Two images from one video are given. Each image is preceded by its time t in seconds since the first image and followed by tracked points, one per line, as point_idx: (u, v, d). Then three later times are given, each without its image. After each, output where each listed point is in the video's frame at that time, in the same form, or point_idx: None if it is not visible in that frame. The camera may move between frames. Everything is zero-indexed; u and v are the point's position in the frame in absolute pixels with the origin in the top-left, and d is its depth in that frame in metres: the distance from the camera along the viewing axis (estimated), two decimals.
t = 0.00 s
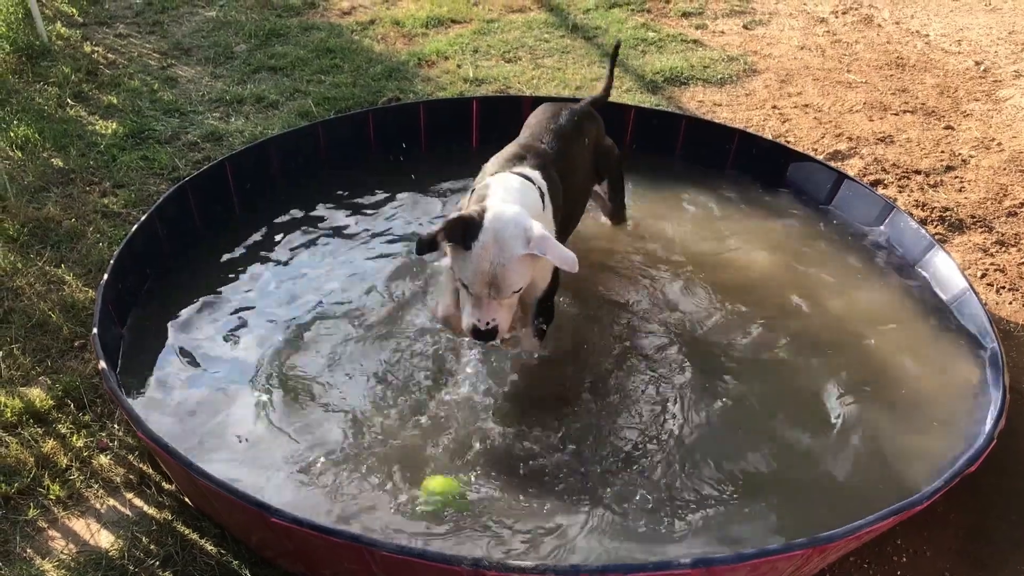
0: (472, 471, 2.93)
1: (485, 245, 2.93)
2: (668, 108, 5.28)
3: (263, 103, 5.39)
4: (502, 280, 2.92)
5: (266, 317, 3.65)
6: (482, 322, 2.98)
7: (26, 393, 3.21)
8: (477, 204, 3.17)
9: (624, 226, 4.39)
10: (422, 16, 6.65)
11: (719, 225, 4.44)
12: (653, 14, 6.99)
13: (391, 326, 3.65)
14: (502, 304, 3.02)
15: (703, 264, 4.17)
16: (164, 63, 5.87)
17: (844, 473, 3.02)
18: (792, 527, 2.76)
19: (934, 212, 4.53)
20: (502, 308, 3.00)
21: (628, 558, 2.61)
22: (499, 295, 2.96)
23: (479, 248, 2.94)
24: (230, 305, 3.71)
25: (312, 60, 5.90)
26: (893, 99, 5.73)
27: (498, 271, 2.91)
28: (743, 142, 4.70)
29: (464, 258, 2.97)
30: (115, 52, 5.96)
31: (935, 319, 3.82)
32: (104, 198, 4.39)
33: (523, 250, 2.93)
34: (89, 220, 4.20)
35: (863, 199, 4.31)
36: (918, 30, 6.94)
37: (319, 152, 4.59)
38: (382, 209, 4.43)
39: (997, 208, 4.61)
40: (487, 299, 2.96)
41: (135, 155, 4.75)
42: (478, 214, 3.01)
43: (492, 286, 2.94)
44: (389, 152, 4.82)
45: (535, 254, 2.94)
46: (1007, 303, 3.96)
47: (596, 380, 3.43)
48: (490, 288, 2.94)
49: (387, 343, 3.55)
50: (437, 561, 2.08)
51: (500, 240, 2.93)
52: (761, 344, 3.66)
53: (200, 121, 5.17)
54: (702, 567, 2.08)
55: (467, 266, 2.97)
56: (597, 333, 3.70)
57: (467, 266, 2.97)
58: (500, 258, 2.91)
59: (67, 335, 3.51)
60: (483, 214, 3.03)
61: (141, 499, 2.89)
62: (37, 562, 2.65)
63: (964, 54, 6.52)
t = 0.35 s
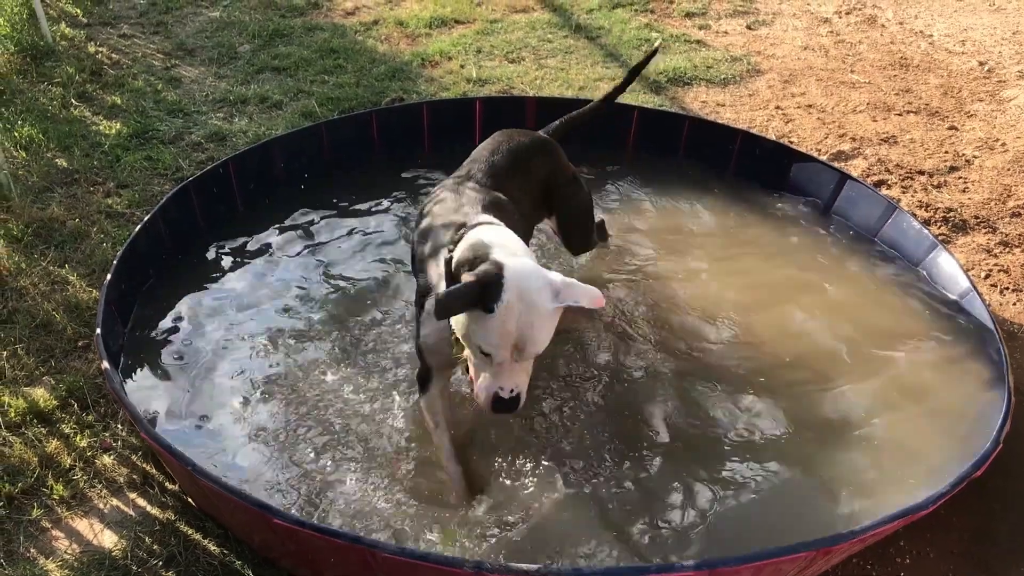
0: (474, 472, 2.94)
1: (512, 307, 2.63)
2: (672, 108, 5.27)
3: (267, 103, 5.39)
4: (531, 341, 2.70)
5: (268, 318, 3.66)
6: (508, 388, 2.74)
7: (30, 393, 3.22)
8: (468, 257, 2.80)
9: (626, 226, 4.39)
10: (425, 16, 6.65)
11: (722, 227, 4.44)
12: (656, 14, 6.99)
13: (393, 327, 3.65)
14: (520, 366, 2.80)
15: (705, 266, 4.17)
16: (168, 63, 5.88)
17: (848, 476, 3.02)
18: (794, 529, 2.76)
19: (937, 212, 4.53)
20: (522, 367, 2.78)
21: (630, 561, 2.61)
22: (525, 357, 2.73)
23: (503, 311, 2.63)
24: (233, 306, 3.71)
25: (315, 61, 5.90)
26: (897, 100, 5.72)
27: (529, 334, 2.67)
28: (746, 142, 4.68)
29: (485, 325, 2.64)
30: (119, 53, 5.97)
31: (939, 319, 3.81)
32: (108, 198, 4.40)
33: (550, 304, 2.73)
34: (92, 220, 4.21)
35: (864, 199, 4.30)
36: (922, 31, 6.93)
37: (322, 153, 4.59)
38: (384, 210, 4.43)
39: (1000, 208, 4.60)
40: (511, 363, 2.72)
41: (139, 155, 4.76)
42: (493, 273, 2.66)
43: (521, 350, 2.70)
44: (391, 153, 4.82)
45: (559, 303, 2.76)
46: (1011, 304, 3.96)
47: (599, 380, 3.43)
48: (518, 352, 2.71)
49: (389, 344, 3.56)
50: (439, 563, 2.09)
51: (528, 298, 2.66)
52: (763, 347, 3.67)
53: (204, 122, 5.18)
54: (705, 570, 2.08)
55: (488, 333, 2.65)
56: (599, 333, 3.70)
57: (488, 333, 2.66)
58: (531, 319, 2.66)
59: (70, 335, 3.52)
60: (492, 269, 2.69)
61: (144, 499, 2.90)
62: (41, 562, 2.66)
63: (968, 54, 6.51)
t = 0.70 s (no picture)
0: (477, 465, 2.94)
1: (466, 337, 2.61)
2: (674, 102, 5.26)
3: (269, 98, 5.39)
4: (497, 364, 2.65)
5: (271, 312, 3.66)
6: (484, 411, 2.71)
7: (33, 387, 3.22)
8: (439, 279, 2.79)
9: (629, 219, 4.39)
10: (427, 11, 6.65)
11: (725, 220, 4.44)
12: (658, 8, 6.98)
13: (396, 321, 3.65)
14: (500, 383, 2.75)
15: (707, 259, 4.17)
16: (170, 58, 5.87)
17: (852, 468, 3.03)
18: (796, 524, 2.77)
19: (940, 206, 4.52)
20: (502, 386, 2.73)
21: (632, 554, 2.62)
22: (497, 378, 2.69)
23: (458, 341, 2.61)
24: (235, 300, 3.72)
25: (317, 56, 5.89)
26: (899, 93, 5.71)
27: (491, 358, 2.63)
28: (748, 136, 4.66)
29: (445, 354, 2.64)
30: (121, 48, 5.97)
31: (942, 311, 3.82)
32: (110, 192, 4.40)
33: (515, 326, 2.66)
34: (94, 214, 4.21)
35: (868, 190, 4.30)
36: (925, 24, 6.92)
37: (322, 147, 4.58)
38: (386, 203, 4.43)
39: (1003, 202, 4.60)
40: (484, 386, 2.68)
41: (141, 150, 4.76)
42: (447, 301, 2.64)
43: (488, 372, 2.66)
44: (393, 147, 4.81)
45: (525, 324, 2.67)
46: (1013, 297, 3.96)
47: (601, 374, 3.43)
48: (487, 375, 2.67)
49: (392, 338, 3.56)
50: (442, 557, 2.08)
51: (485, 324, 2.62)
52: (764, 339, 3.67)
53: (205, 116, 5.17)
54: (707, 564, 2.08)
55: (451, 362, 2.65)
56: (602, 325, 3.70)
57: (450, 363, 2.66)
58: (491, 345, 2.62)
59: (73, 329, 3.52)
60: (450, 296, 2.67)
61: (147, 492, 2.90)
62: (44, 554, 2.67)
63: (971, 48, 6.50)
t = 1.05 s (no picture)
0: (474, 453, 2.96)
1: (456, 275, 2.71)
2: (673, 95, 5.27)
3: (269, 90, 5.41)
4: (483, 306, 2.75)
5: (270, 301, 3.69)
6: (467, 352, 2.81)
7: (33, 375, 3.24)
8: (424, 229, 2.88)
9: (627, 210, 4.40)
10: (427, 4, 6.66)
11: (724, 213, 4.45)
12: (658, 2, 6.98)
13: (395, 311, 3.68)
14: (483, 329, 2.86)
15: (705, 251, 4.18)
16: (170, 50, 5.89)
17: (849, 454, 3.06)
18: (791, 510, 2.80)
19: (937, 198, 4.53)
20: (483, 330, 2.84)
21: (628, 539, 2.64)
22: (482, 321, 2.79)
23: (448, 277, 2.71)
24: (234, 290, 3.74)
25: (317, 48, 5.91)
26: (898, 87, 5.72)
27: (476, 298, 2.73)
28: (746, 128, 4.67)
29: (434, 293, 2.72)
30: (122, 40, 5.99)
31: (939, 300, 3.84)
32: (111, 183, 4.42)
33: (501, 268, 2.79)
34: (95, 205, 4.23)
35: (863, 182, 4.31)
36: (925, 18, 6.92)
37: (322, 139, 4.59)
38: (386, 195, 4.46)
39: (1000, 194, 4.61)
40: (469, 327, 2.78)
41: (141, 141, 4.78)
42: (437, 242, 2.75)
43: (473, 313, 2.76)
44: (392, 139, 4.82)
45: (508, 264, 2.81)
46: (1010, 288, 3.97)
47: (599, 364, 3.44)
48: (472, 316, 2.77)
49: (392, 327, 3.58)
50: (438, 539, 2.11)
51: (474, 266, 2.73)
52: (761, 329, 3.69)
53: (206, 108, 5.19)
54: (699, 547, 2.11)
55: (438, 301, 2.73)
56: (600, 315, 3.72)
57: (437, 303, 2.74)
58: (476, 284, 2.72)
59: (73, 318, 3.54)
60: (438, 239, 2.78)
61: (146, 479, 2.92)
62: (44, 539, 2.69)
63: (971, 41, 6.50)
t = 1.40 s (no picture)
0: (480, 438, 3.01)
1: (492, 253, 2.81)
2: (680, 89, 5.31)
3: (279, 82, 5.45)
4: (516, 287, 2.84)
5: (281, 292, 3.75)
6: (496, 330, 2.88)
7: (46, 360, 3.30)
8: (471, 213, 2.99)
9: (633, 202, 4.43)
10: None
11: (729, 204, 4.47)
12: None
13: (406, 302, 3.73)
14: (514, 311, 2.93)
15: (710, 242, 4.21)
16: (181, 43, 5.94)
17: (849, 440, 3.11)
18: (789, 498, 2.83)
19: (941, 193, 4.56)
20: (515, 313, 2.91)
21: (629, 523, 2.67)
22: (514, 302, 2.87)
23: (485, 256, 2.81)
24: (243, 280, 3.79)
25: (326, 41, 5.95)
26: (905, 83, 5.74)
27: (510, 278, 2.82)
28: (753, 121, 4.76)
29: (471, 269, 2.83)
30: (133, 33, 6.04)
31: (939, 289, 3.89)
32: (122, 173, 4.47)
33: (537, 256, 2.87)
34: (107, 195, 4.28)
35: (867, 175, 4.37)
36: (932, 15, 6.93)
37: (331, 130, 4.64)
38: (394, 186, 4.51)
39: (1005, 189, 4.63)
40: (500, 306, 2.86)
41: (152, 133, 4.83)
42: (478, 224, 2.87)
43: (506, 294, 2.84)
44: (401, 131, 4.87)
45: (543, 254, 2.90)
46: (1013, 282, 4.00)
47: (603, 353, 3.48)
48: (505, 296, 2.84)
49: (399, 318, 3.63)
50: (443, 517, 2.16)
51: (511, 249, 2.82)
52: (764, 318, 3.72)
53: (216, 100, 5.24)
54: (699, 527, 2.15)
55: (474, 276, 2.83)
56: (605, 306, 3.75)
57: (474, 279, 2.84)
58: (512, 264, 2.81)
59: (85, 305, 3.59)
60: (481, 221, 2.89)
61: (156, 462, 2.97)
62: (57, 520, 2.74)
63: (978, 38, 6.51)
